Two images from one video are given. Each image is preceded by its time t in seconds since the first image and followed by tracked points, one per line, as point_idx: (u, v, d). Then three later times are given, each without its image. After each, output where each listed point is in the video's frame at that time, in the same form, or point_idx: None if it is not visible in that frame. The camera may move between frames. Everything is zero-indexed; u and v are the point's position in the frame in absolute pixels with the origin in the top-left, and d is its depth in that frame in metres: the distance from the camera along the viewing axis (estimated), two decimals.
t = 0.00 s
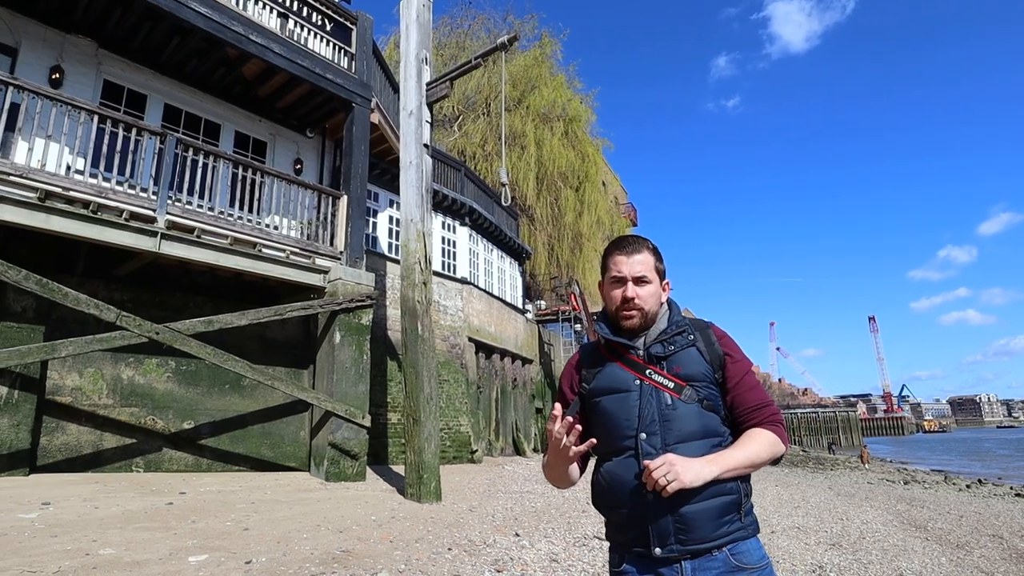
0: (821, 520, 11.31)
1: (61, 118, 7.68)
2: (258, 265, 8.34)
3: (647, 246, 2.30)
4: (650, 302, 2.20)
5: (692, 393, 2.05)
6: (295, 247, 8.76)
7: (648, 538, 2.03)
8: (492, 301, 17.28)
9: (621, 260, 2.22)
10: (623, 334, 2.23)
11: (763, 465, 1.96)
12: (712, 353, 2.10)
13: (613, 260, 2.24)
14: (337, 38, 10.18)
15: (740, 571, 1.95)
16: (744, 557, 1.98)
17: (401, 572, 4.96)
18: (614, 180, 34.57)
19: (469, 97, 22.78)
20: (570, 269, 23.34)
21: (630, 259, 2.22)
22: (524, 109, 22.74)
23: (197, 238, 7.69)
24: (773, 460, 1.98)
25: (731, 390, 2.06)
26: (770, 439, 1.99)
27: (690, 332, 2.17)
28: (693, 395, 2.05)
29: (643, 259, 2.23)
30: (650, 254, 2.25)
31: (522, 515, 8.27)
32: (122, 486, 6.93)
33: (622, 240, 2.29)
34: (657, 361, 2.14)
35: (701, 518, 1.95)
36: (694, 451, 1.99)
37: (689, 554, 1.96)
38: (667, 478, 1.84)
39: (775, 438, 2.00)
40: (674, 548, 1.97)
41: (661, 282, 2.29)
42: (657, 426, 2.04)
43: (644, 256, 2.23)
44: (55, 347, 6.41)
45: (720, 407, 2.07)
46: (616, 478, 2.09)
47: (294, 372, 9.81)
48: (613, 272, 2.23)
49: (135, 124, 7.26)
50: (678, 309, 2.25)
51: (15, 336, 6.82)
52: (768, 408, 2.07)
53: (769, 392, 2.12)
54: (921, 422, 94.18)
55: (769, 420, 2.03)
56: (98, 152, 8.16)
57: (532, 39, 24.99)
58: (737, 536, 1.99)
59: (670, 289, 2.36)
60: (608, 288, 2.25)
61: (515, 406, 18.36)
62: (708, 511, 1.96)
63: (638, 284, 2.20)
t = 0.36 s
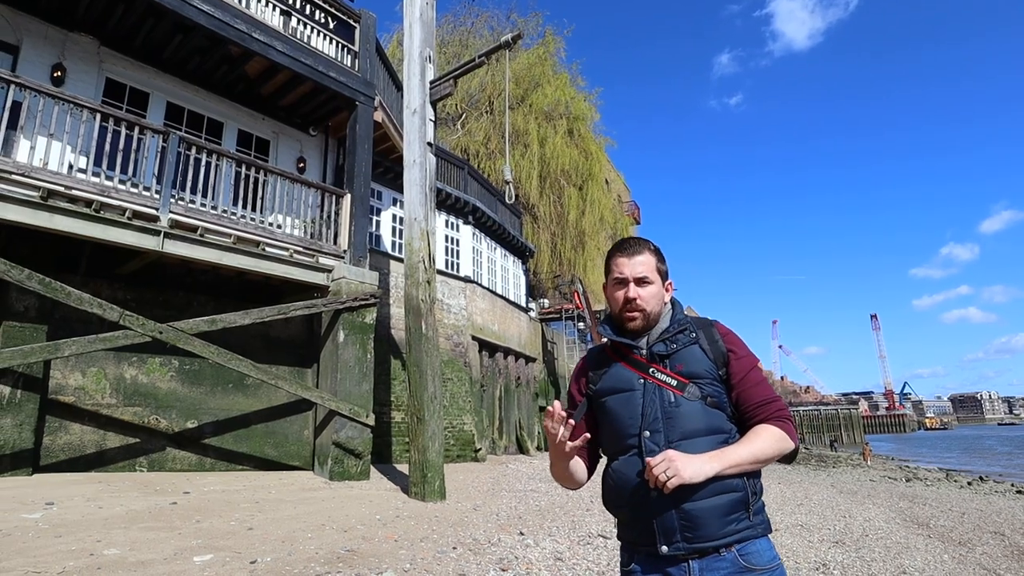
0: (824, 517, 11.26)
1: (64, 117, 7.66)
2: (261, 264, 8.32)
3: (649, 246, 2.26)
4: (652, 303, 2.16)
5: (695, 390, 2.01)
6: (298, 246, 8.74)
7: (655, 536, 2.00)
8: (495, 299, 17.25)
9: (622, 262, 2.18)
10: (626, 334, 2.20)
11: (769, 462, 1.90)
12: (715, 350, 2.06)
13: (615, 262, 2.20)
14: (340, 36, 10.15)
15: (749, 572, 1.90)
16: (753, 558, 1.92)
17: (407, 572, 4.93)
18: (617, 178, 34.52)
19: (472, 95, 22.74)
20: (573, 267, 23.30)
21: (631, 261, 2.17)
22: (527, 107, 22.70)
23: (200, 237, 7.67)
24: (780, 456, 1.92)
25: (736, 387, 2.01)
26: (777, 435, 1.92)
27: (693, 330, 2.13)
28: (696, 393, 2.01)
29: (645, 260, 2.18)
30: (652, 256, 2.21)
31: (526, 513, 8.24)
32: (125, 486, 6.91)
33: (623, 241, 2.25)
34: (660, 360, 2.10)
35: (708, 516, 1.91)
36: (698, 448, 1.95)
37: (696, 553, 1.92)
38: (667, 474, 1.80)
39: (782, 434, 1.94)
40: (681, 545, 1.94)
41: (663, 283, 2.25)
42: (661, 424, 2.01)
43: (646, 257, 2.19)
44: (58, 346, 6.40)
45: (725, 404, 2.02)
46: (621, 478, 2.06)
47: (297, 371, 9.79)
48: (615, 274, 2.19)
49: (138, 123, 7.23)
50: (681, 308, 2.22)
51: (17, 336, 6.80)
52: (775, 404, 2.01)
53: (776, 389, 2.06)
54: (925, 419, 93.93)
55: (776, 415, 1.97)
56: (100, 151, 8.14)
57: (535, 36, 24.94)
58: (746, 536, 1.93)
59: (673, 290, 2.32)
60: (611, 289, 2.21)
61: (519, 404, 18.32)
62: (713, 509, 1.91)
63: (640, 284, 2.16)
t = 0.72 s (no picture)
0: (815, 510, 11.36)
1: (54, 104, 7.55)
2: (255, 255, 8.25)
3: (650, 240, 2.24)
4: (659, 296, 2.14)
5: (700, 384, 2.00)
6: (292, 236, 8.67)
7: (658, 528, 2.00)
8: (491, 291, 17.23)
9: (624, 259, 2.16)
10: (635, 330, 2.18)
11: (774, 457, 1.86)
12: (721, 344, 2.04)
13: (617, 259, 2.19)
14: (335, 24, 10.04)
15: (753, 569, 1.89)
16: (758, 555, 1.91)
17: (402, 563, 4.93)
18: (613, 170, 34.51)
19: (469, 86, 22.62)
20: (568, 260, 23.29)
21: (633, 257, 2.15)
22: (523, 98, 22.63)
23: (193, 227, 7.59)
24: (786, 451, 1.88)
25: (741, 380, 1.99)
26: (783, 430, 1.88)
27: (699, 324, 2.12)
28: (701, 386, 2.00)
29: (645, 255, 2.16)
30: (654, 250, 2.18)
31: (521, 505, 8.25)
32: (118, 477, 6.88)
33: (621, 239, 2.23)
34: (665, 353, 2.10)
35: (710, 510, 1.90)
36: (702, 441, 1.94)
37: (699, 546, 1.92)
38: (665, 462, 1.80)
39: (788, 429, 1.89)
40: (683, 538, 1.94)
41: (667, 276, 2.23)
42: (665, 417, 2.01)
43: (647, 252, 2.16)
44: (49, 336, 6.33)
45: (730, 398, 2.00)
46: (626, 469, 2.09)
47: (291, 363, 9.75)
48: (618, 272, 2.18)
49: (130, 110, 7.13)
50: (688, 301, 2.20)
51: (7, 325, 6.73)
52: (782, 398, 1.97)
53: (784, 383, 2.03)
54: (915, 412, 94.80)
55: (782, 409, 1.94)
56: (91, 139, 8.03)
57: (533, 27, 24.79)
58: (750, 532, 1.92)
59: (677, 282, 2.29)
60: (615, 287, 2.20)
61: (514, 396, 18.34)
62: (715, 502, 1.90)
63: (644, 279, 2.15)
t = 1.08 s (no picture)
0: (807, 502, 11.42)
1: (43, 94, 7.43)
2: (249, 248, 8.18)
3: (655, 236, 2.29)
4: (676, 287, 2.19)
5: (724, 380, 2.02)
6: (286, 229, 8.61)
7: (680, 525, 2.02)
8: (485, 284, 17.20)
9: (635, 258, 2.21)
10: (657, 325, 2.22)
11: (798, 453, 1.88)
12: (745, 341, 2.08)
13: (628, 259, 2.24)
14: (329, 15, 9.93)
15: (775, 570, 1.91)
16: (781, 557, 1.93)
17: (396, 558, 4.91)
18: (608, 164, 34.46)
19: (463, 78, 22.48)
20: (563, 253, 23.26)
21: (642, 253, 2.20)
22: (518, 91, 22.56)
23: (185, 220, 7.51)
24: (811, 448, 1.90)
25: (766, 377, 2.02)
26: (808, 425, 1.90)
27: (721, 320, 2.15)
28: (725, 382, 2.02)
29: (655, 249, 2.22)
30: (663, 245, 2.24)
31: (515, 499, 8.26)
32: (110, 472, 6.83)
33: (628, 238, 2.28)
34: (688, 349, 2.12)
35: (734, 507, 1.92)
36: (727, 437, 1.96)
37: (722, 545, 1.94)
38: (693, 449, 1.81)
39: (813, 425, 1.92)
40: (705, 536, 1.95)
41: (680, 268, 2.28)
42: (688, 412, 2.03)
43: (656, 248, 2.22)
44: (39, 330, 6.26)
45: (755, 395, 2.02)
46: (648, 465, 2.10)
47: (285, 356, 9.69)
48: (631, 271, 2.22)
49: (121, 102, 7.03)
50: (707, 294, 2.23)
51: None
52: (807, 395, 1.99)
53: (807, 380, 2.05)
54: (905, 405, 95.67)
55: (807, 406, 1.96)
56: (81, 130, 7.91)
57: (528, 19, 24.65)
58: (773, 531, 1.94)
59: (691, 273, 2.34)
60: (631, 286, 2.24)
61: (508, 389, 18.35)
62: (739, 500, 1.92)
63: (658, 272, 2.20)
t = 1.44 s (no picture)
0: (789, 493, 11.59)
1: (17, 80, 7.22)
2: (232, 239, 8.05)
3: (685, 233, 2.31)
4: (704, 286, 2.21)
5: (755, 380, 2.05)
6: (270, 220, 8.49)
7: (709, 524, 2.06)
8: (471, 276, 17.15)
9: (662, 256, 2.25)
10: (687, 324, 2.24)
11: (828, 450, 1.86)
12: (776, 340, 2.09)
13: (656, 258, 2.27)
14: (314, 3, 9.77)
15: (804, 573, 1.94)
16: (810, 560, 1.96)
17: (383, 551, 4.89)
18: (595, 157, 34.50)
19: (450, 69, 22.33)
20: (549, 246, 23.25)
21: (671, 252, 2.23)
22: (506, 82, 22.50)
23: (166, 210, 7.36)
24: (842, 445, 1.87)
25: (796, 376, 2.02)
26: (838, 421, 1.88)
27: (753, 319, 2.15)
28: (756, 383, 2.05)
29: (684, 248, 2.24)
30: (690, 243, 2.26)
31: (502, 491, 8.28)
32: (90, 466, 6.71)
33: (659, 237, 2.31)
34: (719, 349, 2.15)
35: (766, 508, 1.96)
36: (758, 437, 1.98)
37: (751, 544, 1.98)
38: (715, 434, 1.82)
39: (844, 421, 1.89)
40: (734, 535, 1.99)
41: (709, 266, 2.30)
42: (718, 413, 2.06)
43: (684, 245, 2.24)
44: (15, 323, 6.11)
45: (786, 395, 2.04)
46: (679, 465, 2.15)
47: (269, 349, 9.58)
48: (659, 269, 2.26)
49: (99, 88, 6.85)
50: (738, 292, 2.25)
51: None
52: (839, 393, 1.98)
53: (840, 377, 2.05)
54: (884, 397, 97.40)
55: (838, 403, 1.94)
56: (57, 117, 7.71)
57: (515, 10, 24.51)
58: (804, 531, 1.97)
59: (720, 271, 2.35)
60: (659, 284, 2.28)
61: (494, 381, 18.36)
62: (770, 498, 1.96)
63: (685, 271, 2.21)
